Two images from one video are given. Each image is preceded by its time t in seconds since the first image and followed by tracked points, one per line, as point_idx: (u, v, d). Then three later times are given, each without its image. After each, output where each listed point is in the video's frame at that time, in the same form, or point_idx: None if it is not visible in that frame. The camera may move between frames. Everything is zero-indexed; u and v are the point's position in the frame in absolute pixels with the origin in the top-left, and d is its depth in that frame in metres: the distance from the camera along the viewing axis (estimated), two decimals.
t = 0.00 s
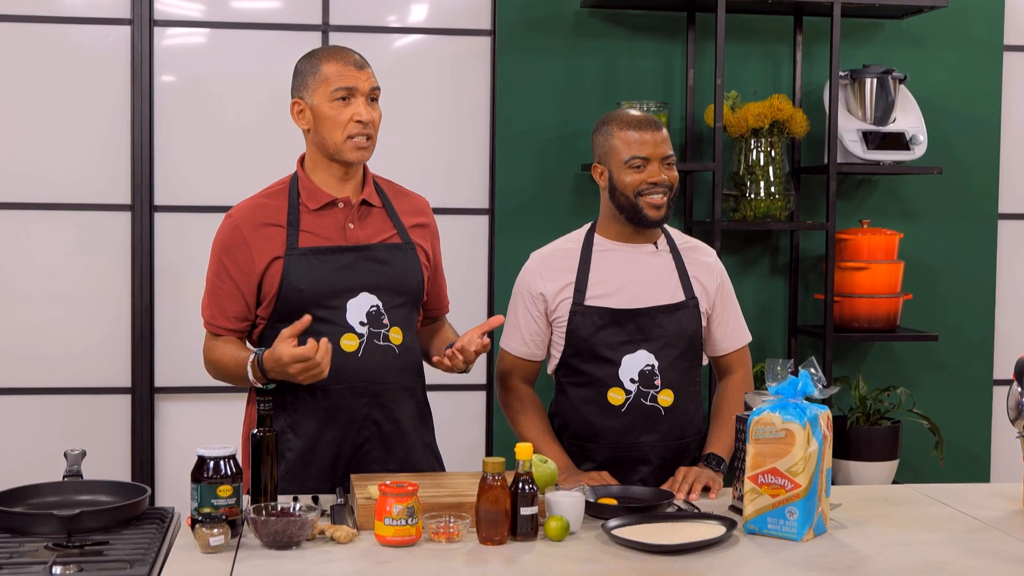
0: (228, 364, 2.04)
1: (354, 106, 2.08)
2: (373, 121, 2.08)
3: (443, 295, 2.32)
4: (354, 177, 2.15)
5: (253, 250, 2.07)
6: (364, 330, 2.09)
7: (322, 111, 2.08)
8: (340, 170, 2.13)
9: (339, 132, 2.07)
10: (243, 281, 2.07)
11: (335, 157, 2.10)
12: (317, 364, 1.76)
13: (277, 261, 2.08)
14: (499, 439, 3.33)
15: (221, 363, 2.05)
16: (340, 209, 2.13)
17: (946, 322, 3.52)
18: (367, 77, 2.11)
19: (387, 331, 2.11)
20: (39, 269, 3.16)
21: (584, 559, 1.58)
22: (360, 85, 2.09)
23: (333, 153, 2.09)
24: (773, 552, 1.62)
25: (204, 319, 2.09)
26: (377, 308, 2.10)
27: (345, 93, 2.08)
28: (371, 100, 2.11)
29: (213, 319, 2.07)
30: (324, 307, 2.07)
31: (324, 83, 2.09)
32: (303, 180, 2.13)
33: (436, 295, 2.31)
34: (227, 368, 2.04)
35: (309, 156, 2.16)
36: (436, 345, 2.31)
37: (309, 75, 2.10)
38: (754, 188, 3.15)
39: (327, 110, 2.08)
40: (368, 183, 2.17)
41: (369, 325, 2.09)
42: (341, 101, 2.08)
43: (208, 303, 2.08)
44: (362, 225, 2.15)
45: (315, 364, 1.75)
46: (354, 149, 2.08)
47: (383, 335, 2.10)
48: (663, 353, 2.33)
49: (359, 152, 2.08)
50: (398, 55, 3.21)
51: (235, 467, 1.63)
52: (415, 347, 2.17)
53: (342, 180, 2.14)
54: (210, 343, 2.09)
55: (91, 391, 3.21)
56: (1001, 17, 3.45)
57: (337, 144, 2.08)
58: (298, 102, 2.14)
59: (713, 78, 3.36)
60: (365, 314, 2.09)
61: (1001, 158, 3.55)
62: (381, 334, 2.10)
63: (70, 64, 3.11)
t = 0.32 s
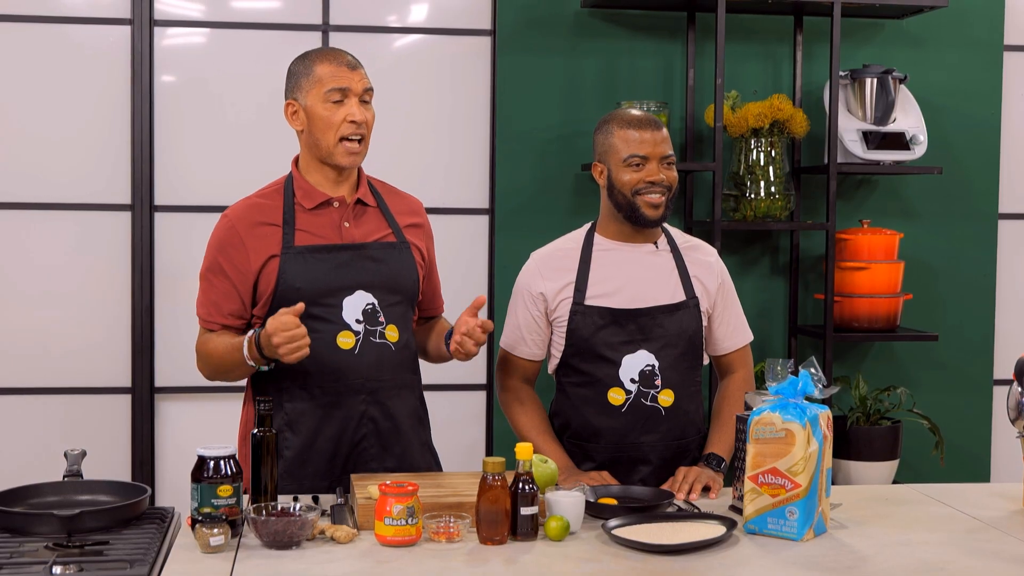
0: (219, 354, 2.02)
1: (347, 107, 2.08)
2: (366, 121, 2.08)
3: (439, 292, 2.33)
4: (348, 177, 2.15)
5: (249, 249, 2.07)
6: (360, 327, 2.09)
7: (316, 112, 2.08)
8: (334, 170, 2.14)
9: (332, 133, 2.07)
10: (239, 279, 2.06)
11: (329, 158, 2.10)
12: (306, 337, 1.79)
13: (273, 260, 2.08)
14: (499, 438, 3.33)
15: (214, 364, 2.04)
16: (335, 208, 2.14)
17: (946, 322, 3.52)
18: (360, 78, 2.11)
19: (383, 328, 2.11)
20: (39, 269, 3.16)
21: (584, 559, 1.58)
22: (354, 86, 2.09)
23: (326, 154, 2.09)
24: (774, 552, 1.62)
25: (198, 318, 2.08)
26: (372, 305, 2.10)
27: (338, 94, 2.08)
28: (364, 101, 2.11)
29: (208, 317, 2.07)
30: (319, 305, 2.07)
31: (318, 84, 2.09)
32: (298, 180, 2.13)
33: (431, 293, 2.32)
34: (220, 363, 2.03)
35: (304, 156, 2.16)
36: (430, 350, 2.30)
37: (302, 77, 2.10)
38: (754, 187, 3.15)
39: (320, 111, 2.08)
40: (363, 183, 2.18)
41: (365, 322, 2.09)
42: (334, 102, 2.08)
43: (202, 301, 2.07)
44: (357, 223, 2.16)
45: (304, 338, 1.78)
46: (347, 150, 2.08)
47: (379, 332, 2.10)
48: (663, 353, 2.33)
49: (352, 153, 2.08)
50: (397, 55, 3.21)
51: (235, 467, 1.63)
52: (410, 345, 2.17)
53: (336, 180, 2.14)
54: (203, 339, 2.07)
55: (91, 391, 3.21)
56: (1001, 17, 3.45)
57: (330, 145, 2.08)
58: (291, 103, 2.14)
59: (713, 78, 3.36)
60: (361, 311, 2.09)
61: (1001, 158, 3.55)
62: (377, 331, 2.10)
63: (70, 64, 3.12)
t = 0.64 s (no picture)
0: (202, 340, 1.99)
1: (345, 105, 2.08)
2: (364, 119, 2.09)
3: (439, 291, 2.34)
4: (345, 176, 2.15)
5: (247, 249, 2.07)
6: (359, 325, 2.09)
7: (314, 111, 2.08)
8: (332, 170, 2.14)
9: (331, 131, 2.07)
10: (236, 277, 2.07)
11: (328, 156, 2.10)
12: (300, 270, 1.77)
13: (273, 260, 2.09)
14: (499, 438, 3.33)
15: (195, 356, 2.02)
16: (332, 207, 2.13)
17: (946, 322, 3.52)
18: (358, 77, 2.11)
19: (381, 327, 2.11)
20: (39, 268, 3.16)
21: (584, 559, 1.58)
22: (351, 84, 2.09)
23: (326, 152, 2.09)
24: (774, 552, 1.62)
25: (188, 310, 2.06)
26: (371, 304, 2.10)
27: (336, 92, 2.08)
28: (361, 99, 2.11)
29: (198, 307, 2.04)
30: (317, 304, 2.06)
31: (315, 83, 2.09)
32: (296, 180, 2.13)
33: (428, 292, 2.32)
34: (199, 352, 2.00)
35: (300, 157, 2.16)
36: (438, 344, 2.30)
37: (299, 76, 2.10)
38: (754, 187, 3.14)
39: (319, 110, 2.08)
40: (359, 183, 2.17)
41: (363, 321, 2.09)
42: (332, 101, 2.08)
43: (195, 293, 2.05)
44: (353, 223, 2.15)
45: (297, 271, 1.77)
46: (346, 148, 2.08)
47: (378, 331, 2.11)
48: (663, 353, 2.33)
49: (350, 151, 2.08)
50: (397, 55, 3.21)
51: (235, 467, 1.63)
52: (407, 343, 2.17)
53: (333, 179, 2.14)
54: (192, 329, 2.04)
55: (91, 391, 3.21)
56: (1001, 17, 3.45)
57: (329, 143, 2.08)
58: (287, 103, 2.13)
59: (713, 78, 3.36)
60: (360, 310, 2.09)
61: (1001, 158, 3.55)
62: (376, 330, 2.10)
63: (70, 64, 3.11)
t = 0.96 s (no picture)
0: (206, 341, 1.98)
1: (346, 106, 2.08)
2: (364, 121, 2.09)
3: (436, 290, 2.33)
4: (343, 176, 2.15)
5: (247, 250, 2.07)
6: (360, 324, 2.09)
7: (314, 111, 2.07)
8: (330, 171, 2.13)
9: (331, 131, 2.07)
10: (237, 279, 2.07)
11: (328, 157, 2.10)
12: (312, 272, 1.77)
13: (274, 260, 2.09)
14: (499, 438, 3.33)
15: (199, 359, 2.02)
16: (331, 208, 2.14)
17: (946, 322, 3.52)
18: (357, 78, 2.12)
19: (383, 326, 2.11)
20: (39, 268, 3.16)
21: (584, 558, 1.58)
22: (351, 85, 2.09)
23: (325, 153, 2.09)
24: (774, 551, 1.63)
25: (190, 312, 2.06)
26: (372, 304, 2.10)
27: (336, 93, 2.08)
28: (361, 101, 2.11)
29: (200, 309, 2.04)
30: (320, 303, 2.06)
31: (316, 84, 2.08)
32: (295, 180, 2.13)
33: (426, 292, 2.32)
34: (203, 353, 2.00)
35: (298, 157, 2.15)
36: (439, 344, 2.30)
37: (299, 77, 2.09)
38: (754, 187, 3.14)
39: (319, 110, 2.08)
40: (356, 183, 2.18)
41: (364, 320, 2.09)
42: (332, 102, 2.08)
43: (196, 295, 2.05)
44: (352, 223, 2.16)
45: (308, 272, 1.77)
46: (346, 149, 2.08)
47: (379, 330, 2.11)
48: (664, 353, 2.33)
49: (350, 152, 2.09)
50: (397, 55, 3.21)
51: (235, 467, 1.63)
52: (407, 343, 2.17)
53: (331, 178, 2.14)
54: (195, 330, 2.04)
55: (91, 391, 3.21)
56: (1001, 17, 3.45)
57: (329, 144, 2.08)
58: (286, 103, 2.13)
59: (713, 78, 3.36)
60: (361, 309, 2.09)
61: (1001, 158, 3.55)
62: (377, 329, 2.10)
63: (70, 65, 3.12)
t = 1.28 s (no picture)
0: (207, 342, 1.98)
1: (343, 105, 2.08)
2: (361, 119, 2.09)
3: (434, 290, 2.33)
4: (342, 176, 2.15)
5: (248, 250, 2.07)
6: (361, 324, 2.09)
7: (311, 111, 2.07)
8: (330, 171, 2.13)
9: (329, 131, 2.07)
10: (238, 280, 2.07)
11: (325, 157, 2.10)
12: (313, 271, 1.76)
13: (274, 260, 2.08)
14: (499, 438, 3.33)
15: (201, 359, 2.02)
16: (332, 208, 2.14)
17: (946, 322, 3.52)
18: (355, 77, 2.11)
19: (383, 325, 2.11)
20: (39, 268, 3.16)
21: (585, 558, 1.58)
22: (348, 85, 2.09)
23: (323, 153, 2.09)
24: (774, 551, 1.63)
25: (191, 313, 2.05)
26: (372, 303, 2.10)
27: (333, 92, 2.08)
28: (358, 100, 2.11)
29: (200, 309, 2.04)
30: (321, 303, 2.06)
31: (312, 84, 2.08)
32: (294, 180, 2.13)
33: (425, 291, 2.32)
34: (204, 353, 2.00)
35: (298, 157, 2.15)
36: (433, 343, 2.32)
37: (296, 77, 2.09)
38: (754, 187, 3.14)
39: (316, 110, 2.08)
40: (356, 183, 2.18)
41: (365, 319, 2.09)
42: (329, 101, 2.08)
43: (196, 295, 2.05)
44: (353, 223, 2.16)
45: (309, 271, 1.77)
46: (344, 148, 2.08)
47: (379, 329, 2.11)
48: (664, 353, 2.33)
49: (348, 152, 2.09)
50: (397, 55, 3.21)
51: (235, 467, 1.63)
52: (407, 343, 2.17)
53: (331, 178, 2.14)
54: (196, 331, 2.03)
55: (91, 391, 3.21)
56: (1001, 17, 3.45)
57: (327, 144, 2.08)
58: (285, 104, 2.13)
59: (713, 78, 3.36)
60: (362, 309, 2.09)
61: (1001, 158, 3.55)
62: (378, 328, 2.10)
63: (70, 65, 3.11)
